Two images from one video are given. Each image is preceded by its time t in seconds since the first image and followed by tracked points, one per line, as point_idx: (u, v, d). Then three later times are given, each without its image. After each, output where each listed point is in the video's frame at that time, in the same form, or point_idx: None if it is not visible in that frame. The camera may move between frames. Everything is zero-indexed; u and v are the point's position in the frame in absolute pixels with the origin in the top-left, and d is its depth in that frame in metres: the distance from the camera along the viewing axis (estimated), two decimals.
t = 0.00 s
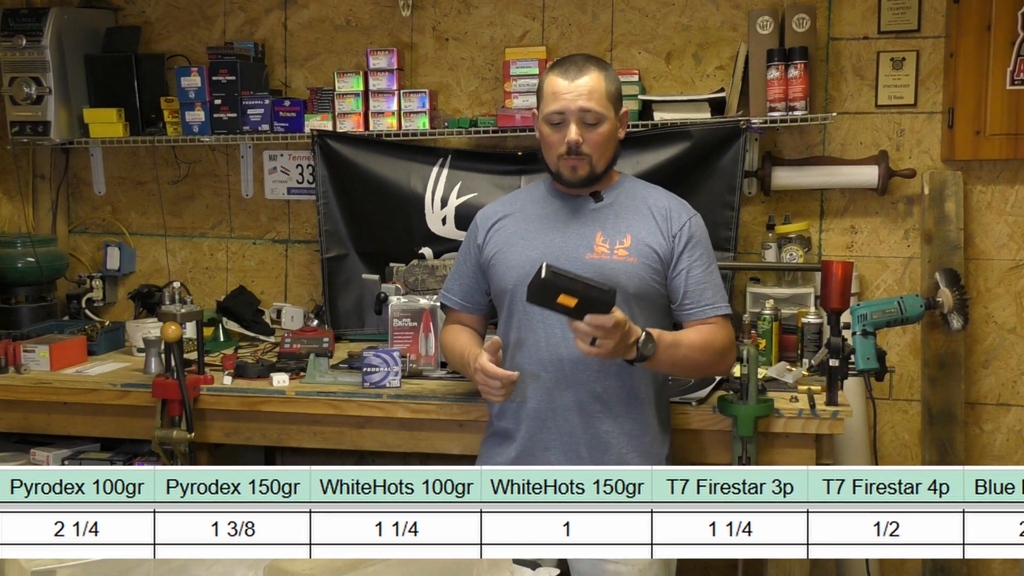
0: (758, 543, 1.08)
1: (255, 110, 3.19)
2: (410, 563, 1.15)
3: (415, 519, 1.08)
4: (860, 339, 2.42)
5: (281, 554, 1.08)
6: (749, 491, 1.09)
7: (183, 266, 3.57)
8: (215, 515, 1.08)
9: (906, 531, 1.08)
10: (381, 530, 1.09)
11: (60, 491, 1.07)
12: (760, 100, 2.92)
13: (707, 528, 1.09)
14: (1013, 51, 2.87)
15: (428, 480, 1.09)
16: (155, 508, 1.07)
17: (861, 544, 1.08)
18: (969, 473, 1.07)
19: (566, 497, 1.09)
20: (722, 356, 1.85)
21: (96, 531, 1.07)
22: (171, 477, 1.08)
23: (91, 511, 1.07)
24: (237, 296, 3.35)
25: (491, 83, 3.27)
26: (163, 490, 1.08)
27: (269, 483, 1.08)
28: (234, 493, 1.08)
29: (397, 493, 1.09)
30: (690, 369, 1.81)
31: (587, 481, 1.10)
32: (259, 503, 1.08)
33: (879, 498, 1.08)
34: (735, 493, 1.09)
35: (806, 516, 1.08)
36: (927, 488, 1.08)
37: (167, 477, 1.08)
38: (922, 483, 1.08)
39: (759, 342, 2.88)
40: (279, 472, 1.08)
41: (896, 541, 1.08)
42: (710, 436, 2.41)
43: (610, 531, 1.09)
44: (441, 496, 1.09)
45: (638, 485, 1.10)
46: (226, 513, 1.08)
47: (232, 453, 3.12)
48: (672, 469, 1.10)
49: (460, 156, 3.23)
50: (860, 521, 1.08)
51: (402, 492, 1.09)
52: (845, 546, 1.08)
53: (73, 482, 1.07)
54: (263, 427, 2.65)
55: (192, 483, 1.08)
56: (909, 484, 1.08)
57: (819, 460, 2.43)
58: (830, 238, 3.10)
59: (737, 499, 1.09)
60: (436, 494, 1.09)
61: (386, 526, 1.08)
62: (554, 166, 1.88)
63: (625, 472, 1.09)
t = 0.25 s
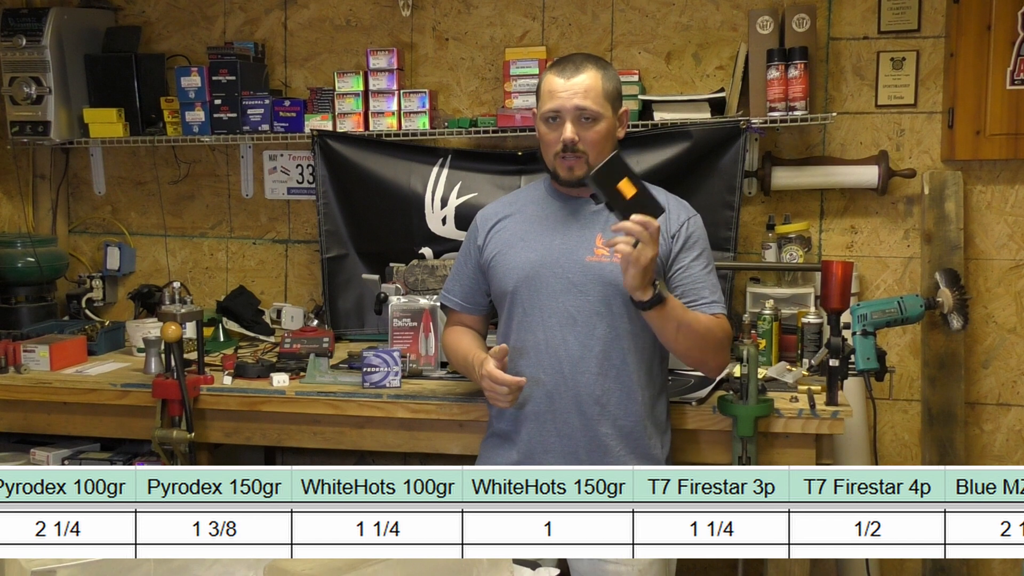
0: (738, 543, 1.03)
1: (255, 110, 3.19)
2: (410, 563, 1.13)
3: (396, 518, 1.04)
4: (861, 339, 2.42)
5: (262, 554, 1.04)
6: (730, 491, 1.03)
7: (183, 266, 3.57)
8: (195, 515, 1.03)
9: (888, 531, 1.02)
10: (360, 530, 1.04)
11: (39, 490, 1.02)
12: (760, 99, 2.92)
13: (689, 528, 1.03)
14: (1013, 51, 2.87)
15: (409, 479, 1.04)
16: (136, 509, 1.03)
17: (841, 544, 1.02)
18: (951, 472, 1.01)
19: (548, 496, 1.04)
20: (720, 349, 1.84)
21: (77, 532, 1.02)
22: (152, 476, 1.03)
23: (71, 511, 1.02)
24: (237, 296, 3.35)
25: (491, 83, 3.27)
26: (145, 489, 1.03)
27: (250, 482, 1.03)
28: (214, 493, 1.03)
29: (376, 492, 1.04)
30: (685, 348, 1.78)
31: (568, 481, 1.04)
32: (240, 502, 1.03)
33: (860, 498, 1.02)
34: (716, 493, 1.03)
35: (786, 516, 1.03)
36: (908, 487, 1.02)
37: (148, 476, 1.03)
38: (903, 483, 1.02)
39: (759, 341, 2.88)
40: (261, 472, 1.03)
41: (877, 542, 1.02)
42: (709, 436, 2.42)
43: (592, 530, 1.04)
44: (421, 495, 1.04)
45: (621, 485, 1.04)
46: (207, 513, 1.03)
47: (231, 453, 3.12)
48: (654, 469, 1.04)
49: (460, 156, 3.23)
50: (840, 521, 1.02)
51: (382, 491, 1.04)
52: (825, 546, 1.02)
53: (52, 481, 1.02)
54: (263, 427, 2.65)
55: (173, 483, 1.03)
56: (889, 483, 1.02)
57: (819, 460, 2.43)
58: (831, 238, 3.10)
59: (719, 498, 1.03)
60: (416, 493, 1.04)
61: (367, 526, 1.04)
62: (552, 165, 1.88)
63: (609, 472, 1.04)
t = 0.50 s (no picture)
0: (720, 543, 1.03)
1: (255, 110, 3.19)
2: (410, 563, 1.13)
3: (378, 518, 1.04)
4: (861, 339, 2.42)
5: (242, 555, 1.03)
6: (712, 491, 1.03)
7: (183, 266, 3.57)
8: (178, 515, 1.03)
9: (869, 531, 1.02)
10: (343, 529, 1.04)
11: (21, 490, 1.02)
12: (760, 100, 2.92)
13: (670, 528, 1.03)
14: (1013, 50, 2.87)
15: (391, 479, 1.04)
16: (117, 508, 1.03)
17: (823, 544, 1.02)
18: (932, 472, 1.02)
19: (529, 497, 1.03)
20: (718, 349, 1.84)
21: (58, 531, 1.02)
22: (133, 476, 1.03)
23: (52, 511, 1.02)
24: (237, 296, 3.35)
25: (491, 83, 3.27)
26: (126, 490, 1.03)
27: (232, 482, 1.03)
28: (197, 492, 1.03)
29: (358, 492, 1.04)
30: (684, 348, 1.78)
31: (549, 481, 1.03)
32: (222, 503, 1.03)
33: (842, 498, 1.02)
34: (698, 493, 1.03)
35: (768, 516, 1.02)
36: (889, 487, 1.02)
37: (130, 477, 1.03)
38: (884, 483, 1.02)
39: (759, 342, 2.88)
40: (243, 472, 1.03)
41: (858, 541, 1.02)
42: (709, 436, 2.42)
43: (574, 531, 1.03)
44: (404, 495, 1.04)
45: (602, 485, 1.04)
46: (189, 513, 1.03)
47: (231, 453, 3.12)
48: (635, 469, 1.04)
49: (460, 156, 3.23)
50: (822, 521, 1.02)
51: (364, 491, 1.04)
52: (808, 547, 1.02)
53: (34, 481, 1.02)
54: (263, 427, 2.65)
55: (155, 482, 1.03)
56: (870, 483, 1.02)
57: (819, 460, 2.43)
58: (830, 238, 3.10)
59: (699, 498, 1.03)
60: (398, 493, 1.04)
61: (348, 526, 1.04)
62: (551, 166, 1.88)
63: (590, 471, 1.03)
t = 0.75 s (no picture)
0: (701, 542, 1.05)
1: (255, 110, 3.19)
2: (410, 563, 1.13)
3: (360, 519, 1.05)
4: (860, 339, 2.42)
5: (224, 554, 1.05)
6: (693, 491, 1.05)
7: (183, 266, 3.57)
8: (158, 515, 1.04)
9: (850, 530, 1.04)
10: (325, 529, 1.06)
11: (3, 490, 1.04)
12: (760, 100, 2.92)
13: (651, 528, 1.05)
14: (1013, 51, 2.87)
15: (372, 479, 1.05)
16: (98, 508, 1.04)
17: (804, 544, 1.05)
18: (913, 472, 1.04)
19: (511, 496, 1.05)
20: (721, 355, 1.85)
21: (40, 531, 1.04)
22: (115, 476, 1.04)
23: (34, 511, 1.04)
24: (237, 296, 3.35)
25: (491, 83, 3.27)
26: (107, 490, 1.04)
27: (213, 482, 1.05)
28: (177, 493, 1.05)
29: (340, 492, 1.06)
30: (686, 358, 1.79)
31: (530, 481, 1.05)
32: (203, 503, 1.05)
33: (823, 498, 1.04)
34: (678, 493, 1.05)
35: (749, 516, 1.05)
36: (871, 488, 1.04)
37: (111, 476, 1.04)
38: (866, 483, 1.04)
39: (759, 342, 2.88)
40: (224, 472, 1.05)
41: (839, 541, 1.04)
42: (709, 435, 2.42)
43: (555, 530, 1.06)
44: (385, 495, 1.05)
45: (582, 485, 1.06)
46: (169, 513, 1.04)
47: (232, 453, 3.12)
48: (616, 469, 1.06)
49: (460, 156, 3.23)
50: (803, 521, 1.04)
51: (346, 491, 1.06)
52: (789, 546, 1.05)
53: (16, 481, 1.04)
54: (263, 427, 2.65)
55: (136, 483, 1.05)
56: (852, 483, 1.04)
57: (819, 459, 2.43)
58: (830, 238, 3.10)
59: (680, 498, 1.05)
60: (380, 493, 1.05)
61: (330, 526, 1.05)
62: (550, 165, 1.87)
63: (570, 472, 1.06)
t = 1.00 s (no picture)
0: (682, 542, 1.02)
1: (255, 110, 3.19)
2: (409, 563, 1.13)
3: (340, 518, 1.03)
4: (860, 339, 2.42)
5: (205, 555, 1.02)
6: (674, 490, 1.02)
7: (183, 266, 3.57)
8: (140, 515, 1.02)
9: (831, 531, 1.01)
10: (306, 529, 1.03)
11: None
12: (760, 100, 2.92)
13: (632, 528, 1.03)
14: (1013, 51, 2.87)
15: (352, 479, 1.03)
16: (79, 508, 1.02)
17: (785, 544, 1.02)
18: (895, 471, 1.01)
19: (490, 496, 1.02)
20: (728, 357, 1.89)
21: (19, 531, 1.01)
22: (95, 477, 1.02)
23: (13, 511, 1.01)
24: (237, 296, 3.36)
25: (491, 83, 3.27)
26: (88, 489, 1.02)
27: (194, 482, 1.02)
28: (159, 492, 1.02)
29: (321, 491, 1.03)
30: (691, 376, 1.85)
31: (512, 481, 1.02)
32: (183, 503, 1.02)
33: (804, 498, 1.01)
34: (660, 493, 1.03)
35: (730, 516, 1.02)
36: (852, 487, 1.01)
37: (91, 476, 1.01)
38: (847, 482, 1.01)
39: (759, 341, 2.88)
40: (204, 471, 1.02)
41: (821, 541, 1.02)
42: (709, 435, 2.42)
43: (536, 530, 1.02)
44: (366, 495, 1.03)
45: (564, 485, 1.02)
46: (150, 513, 1.02)
47: (232, 453, 3.12)
48: (597, 468, 1.04)
49: (460, 156, 3.23)
50: (785, 520, 1.02)
51: (327, 491, 1.03)
52: (770, 546, 1.02)
53: None
54: (263, 427, 2.65)
55: (117, 482, 1.02)
56: (832, 483, 1.01)
57: (819, 460, 2.43)
58: (830, 238, 3.10)
59: (662, 498, 1.03)
60: (360, 493, 1.03)
61: (311, 526, 1.03)
62: (551, 159, 1.87)
63: (552, 471, 1.02)
